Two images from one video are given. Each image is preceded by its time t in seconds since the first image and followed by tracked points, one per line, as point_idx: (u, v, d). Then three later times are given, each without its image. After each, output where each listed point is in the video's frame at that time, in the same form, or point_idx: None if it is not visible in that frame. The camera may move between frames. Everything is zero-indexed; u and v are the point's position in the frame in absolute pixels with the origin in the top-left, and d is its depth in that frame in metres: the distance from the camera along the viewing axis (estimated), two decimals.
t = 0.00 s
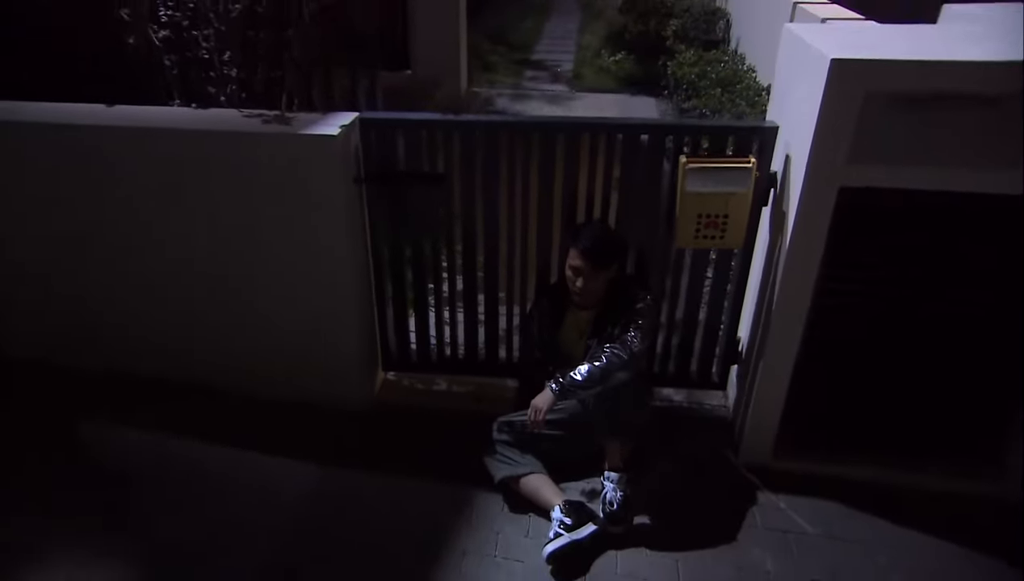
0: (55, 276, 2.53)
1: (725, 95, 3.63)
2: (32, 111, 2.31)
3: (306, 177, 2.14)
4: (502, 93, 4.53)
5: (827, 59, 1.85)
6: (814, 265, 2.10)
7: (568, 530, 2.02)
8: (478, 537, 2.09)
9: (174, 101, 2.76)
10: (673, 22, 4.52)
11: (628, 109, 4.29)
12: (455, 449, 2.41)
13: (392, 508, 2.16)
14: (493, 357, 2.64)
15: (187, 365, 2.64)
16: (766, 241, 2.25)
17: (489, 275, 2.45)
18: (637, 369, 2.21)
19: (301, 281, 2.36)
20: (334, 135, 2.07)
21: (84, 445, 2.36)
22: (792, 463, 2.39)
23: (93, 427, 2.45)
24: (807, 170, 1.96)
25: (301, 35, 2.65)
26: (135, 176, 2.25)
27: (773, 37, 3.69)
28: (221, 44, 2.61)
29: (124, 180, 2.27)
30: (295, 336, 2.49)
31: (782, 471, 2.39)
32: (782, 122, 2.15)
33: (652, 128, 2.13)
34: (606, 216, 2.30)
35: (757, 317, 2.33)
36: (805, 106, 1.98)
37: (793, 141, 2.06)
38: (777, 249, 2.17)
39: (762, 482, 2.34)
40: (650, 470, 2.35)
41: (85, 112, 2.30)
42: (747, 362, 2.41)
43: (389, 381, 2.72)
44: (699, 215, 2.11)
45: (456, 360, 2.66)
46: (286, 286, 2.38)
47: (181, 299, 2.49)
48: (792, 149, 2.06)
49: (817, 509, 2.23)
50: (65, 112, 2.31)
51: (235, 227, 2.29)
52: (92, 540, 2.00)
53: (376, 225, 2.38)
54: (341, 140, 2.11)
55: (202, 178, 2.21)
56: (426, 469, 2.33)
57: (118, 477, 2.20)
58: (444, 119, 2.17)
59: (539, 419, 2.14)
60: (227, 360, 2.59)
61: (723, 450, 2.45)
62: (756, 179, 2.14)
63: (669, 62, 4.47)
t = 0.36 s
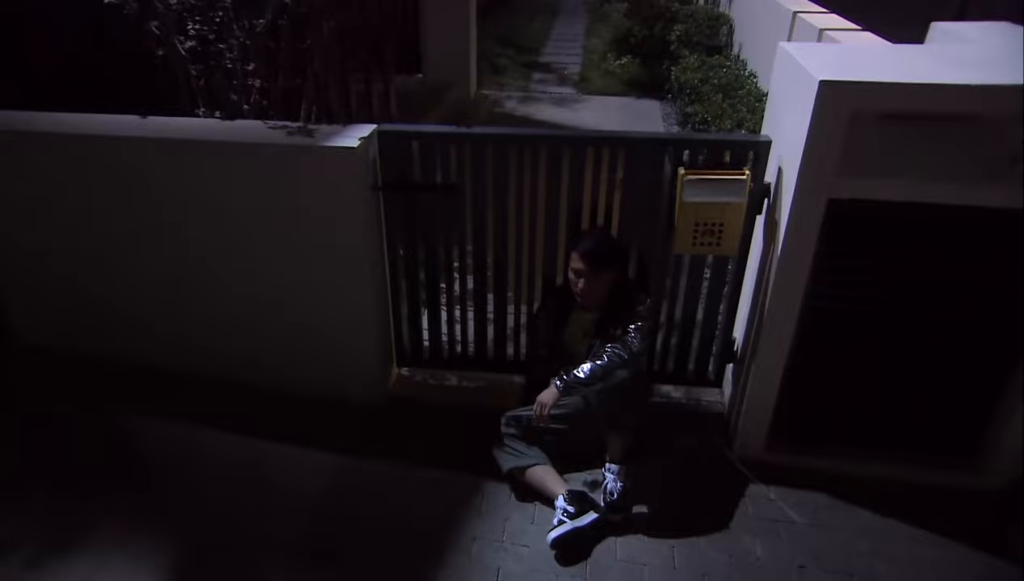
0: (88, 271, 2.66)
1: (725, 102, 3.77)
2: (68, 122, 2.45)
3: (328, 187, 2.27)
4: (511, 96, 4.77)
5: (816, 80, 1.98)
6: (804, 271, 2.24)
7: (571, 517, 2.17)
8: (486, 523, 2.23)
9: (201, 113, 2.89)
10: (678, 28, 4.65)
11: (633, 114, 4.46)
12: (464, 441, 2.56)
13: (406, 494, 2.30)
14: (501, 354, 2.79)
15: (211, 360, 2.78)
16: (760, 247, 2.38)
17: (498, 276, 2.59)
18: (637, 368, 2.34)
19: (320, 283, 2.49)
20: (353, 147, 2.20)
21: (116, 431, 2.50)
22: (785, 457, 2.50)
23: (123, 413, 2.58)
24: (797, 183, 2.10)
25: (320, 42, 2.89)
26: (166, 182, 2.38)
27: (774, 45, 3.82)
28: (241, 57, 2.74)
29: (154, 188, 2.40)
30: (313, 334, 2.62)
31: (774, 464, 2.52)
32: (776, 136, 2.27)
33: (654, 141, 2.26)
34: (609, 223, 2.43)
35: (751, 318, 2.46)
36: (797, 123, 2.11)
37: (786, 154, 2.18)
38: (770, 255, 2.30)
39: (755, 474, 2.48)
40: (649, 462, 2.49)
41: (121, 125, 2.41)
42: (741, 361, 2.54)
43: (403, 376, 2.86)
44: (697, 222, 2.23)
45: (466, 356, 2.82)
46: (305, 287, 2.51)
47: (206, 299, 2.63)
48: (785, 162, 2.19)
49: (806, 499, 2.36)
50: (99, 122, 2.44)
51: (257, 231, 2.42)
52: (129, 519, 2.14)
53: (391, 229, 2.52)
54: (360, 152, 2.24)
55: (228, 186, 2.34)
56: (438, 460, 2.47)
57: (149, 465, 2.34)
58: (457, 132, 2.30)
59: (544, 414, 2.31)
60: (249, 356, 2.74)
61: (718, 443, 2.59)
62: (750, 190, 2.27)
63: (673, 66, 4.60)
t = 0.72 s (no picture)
0: (116, 273, 2.80)
1: (726, 109, 3.90)
2: (100, 132, 2.59)
3: (348, 196, 2.41)
4: (519, 99, 4.95)
5: (807, 101, 2.11)
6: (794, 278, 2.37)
7: (574, 506, 2.31)
8: (495, 512, 2.38)
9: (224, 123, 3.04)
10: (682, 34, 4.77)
11: (638, 118, 4.62)
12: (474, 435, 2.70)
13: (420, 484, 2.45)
14: (509, 352, 2.94)
15: (234, 357, 2.93)
16: (754, 254, 2.51)
17: (506, 279, 2.73)
18: (637, 368, 2.48)
19: (338, 285, 2.63)
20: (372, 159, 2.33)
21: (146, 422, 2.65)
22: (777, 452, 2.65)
23: (152, 405, 2.73)
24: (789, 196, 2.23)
25: (338, 52, 2.93)
26: (195, 190, 2.52)
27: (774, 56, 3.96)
28: (264, 70, 2.90)
29: (183, 195, 2.54)
30: (332, 333, 2.77)
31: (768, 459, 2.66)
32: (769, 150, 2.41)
33: (654, 154, 2.40)
34: (612, 230, 2.56)
35: (745, 321, 2.60)
36: (788, 139, 2.25)
37: (778, 168, 2.32)
38: (764, 262, 2.43)
39: (748, 468, 2.62)
40: (649, 456, 2.63)
41: (153, 136, 2.55)
42: (736, 361, 2.69)
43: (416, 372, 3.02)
44: (695, 231, 2.36)
45: (476, 354, 2.97)
46: (324, 289, 2.66)
47: (230, 300, 2.77)
48: (777, 175, 2.32)
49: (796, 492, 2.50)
50: (132, 133, 2.58)
51: (279, 236, 2.56)
52: (162, 504, 2.29)
53: (406, 234, 2.66)
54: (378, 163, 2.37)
55: (254, 194, 2.48)
56: (449, 453, 2.62)
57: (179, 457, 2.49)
58: (469, 144, 2.45)
59: (550, 410, 2.47)
60: (270, 353, 2.89)
61: (714, 438, 2.73)
62: (745, 201, 2.40)
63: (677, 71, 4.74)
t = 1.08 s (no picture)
0: (145, 273, 2.97)
1: (729, 116, 4.03)
2: (132, 141, 2.74)
3: (366, 204, 2.55)
4: (528, 102, 5.13)
5: (799, 119, 2.23)
6: (787, 284, 2.49)
7: (577, 497, 2.46)
8: (502, 501, 2.53)
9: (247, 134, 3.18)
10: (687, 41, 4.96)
11: (643, 122, 4.76)
12: (483, 429, 2.86)
13: (433, 475, 2.61)
14: (516, 351, 3.09)
15: (256, 352, 3.09)
16: (750, 261, 2.64)
17: (515, 282, 2.87)
18: (638, 368, 2.62)
19: (355, 286, 2.78)
20: (390, 171, 2.47)
21: (176, 415, 2.82)
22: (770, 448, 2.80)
23: (180, 399, 2.90)
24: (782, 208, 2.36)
25: (356, 61, 3.17)
26: (221, 197, 2.66)
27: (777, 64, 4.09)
28: (286, 80, 3.00)
29: (209, 201, 2.69)
30: (349, 332, 2.92)
31: (761, 454, 2.80)
32: (765, 163, 2.53)
33: (656, 166, 2.53)
34: (615, 236, 2.70)
35: (741, 324, 2.73)
36: (783, 154, 2.38)
37: (773, 181, 2.44)
38: (758, 269, 2.56)
39: (742, 462, 2.76)
40: (648, 451, 2.78)
41: (182, 145, 2.70)
42: (732, 362, 2.82)
43: (428, 369, 3.17)
44: (693, 239, 2.51)
45: (485, 351, 3.12)
46: (342, 290, 2.81)
47: (252, 298, 2.93)
48: (772, 188, 2.45)
49: (787, 486, 2.64)
50: (161, 142, 2.73)
51: (300, 240, 2.70)
52: (194, 492, 2.47)
53: (420, 239, 2.81)
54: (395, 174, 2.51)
55: (277, 201, 2.62)
56: (459, 445, 2.78)
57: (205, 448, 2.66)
58: (480, 155, 2.59)
59: (555, 405, 2.59)
60: (290, 349, 3.05)
61: (711, 434, 2.87)
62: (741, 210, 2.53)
63: (682, 78, 4.87)
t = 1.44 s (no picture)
0: (173, 271, 3.15)
1: (731, 119, 4.16)
2: (162, 147, 2.91)
3: (383, 209, 2.71)
4: (537, 103, 5.32)
5: (792, 134, 2.37)
6: (780, 288, 2.64)
7: (579, 486, 2.62)
8: (509, 488, 2.70)
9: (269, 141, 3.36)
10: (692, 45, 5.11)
11: (649, 124, 4.92)
12: (491, 420, 3.02)
13: (445, 462, 2.79)
14: (524, 347, 3.25)
15: (277, 345, 3.27)
16: (745, 265, 2.78)
17: (522, 282, 3.02)
18: (638, 365, 2.76)
19: (371, 286, 2.94)
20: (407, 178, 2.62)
21: (203, 405, 3.01)
22: (763, 441, 2.95)
23: (206, 390, 3.08)
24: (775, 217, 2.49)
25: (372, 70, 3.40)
26: (246, 201, 2.83)
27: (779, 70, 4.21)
28: (307, 88, 3.16)
29: (235, 205, 2.85)
30: (365, 328, 3.09)
31: (755, 447, 2.95)
32: (761, 173, 2.67)
33: (657, 175, 2.68)
34: (618, 240, 2.84)
35: (737, 324, 2.87)
36: (776, 165, 2.52)
37: (767, 191, 2.58)
38: (753, 273, 2.70)
39: (736, 454, 2.92)
40: (647, 443, 2.94)
41: (211, 152, 2.86)
42: (728, 360, 2.97)
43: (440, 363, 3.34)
44: (692, 245, 2.65)
45: (494, 347, 3.29)
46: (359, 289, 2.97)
47: (274, 296, 3.10)
48: (767, 197, 2.59)
49: (779, 478, 2.79)
50: (190, 149, 2.89)
51: (320, 241, 2.86)
52: (222, 477, 2.66)
53: (434, 241, 2.96)
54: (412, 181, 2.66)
55: (299, 205, 2.78)
56: (469, 435, 2.94)
57: (231, 437, 2.84)
58: (491, 163, 2.74)
59: (559, 400, 2.77)
60: (309, 343, 3.22)
61: (707, 428, 3.03)
62: (738, 218, 2.67)
63: (688, 81, 5.02)
